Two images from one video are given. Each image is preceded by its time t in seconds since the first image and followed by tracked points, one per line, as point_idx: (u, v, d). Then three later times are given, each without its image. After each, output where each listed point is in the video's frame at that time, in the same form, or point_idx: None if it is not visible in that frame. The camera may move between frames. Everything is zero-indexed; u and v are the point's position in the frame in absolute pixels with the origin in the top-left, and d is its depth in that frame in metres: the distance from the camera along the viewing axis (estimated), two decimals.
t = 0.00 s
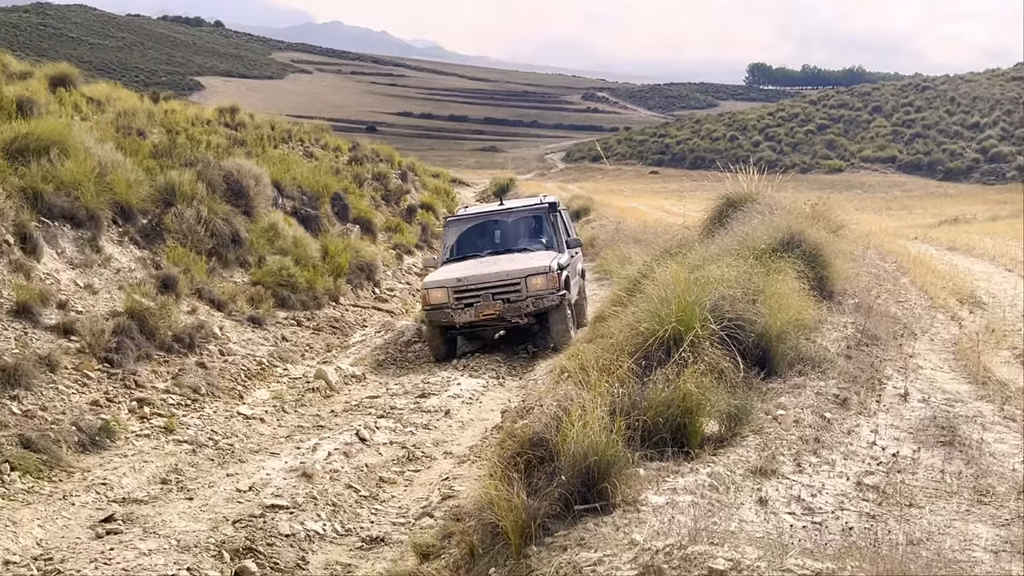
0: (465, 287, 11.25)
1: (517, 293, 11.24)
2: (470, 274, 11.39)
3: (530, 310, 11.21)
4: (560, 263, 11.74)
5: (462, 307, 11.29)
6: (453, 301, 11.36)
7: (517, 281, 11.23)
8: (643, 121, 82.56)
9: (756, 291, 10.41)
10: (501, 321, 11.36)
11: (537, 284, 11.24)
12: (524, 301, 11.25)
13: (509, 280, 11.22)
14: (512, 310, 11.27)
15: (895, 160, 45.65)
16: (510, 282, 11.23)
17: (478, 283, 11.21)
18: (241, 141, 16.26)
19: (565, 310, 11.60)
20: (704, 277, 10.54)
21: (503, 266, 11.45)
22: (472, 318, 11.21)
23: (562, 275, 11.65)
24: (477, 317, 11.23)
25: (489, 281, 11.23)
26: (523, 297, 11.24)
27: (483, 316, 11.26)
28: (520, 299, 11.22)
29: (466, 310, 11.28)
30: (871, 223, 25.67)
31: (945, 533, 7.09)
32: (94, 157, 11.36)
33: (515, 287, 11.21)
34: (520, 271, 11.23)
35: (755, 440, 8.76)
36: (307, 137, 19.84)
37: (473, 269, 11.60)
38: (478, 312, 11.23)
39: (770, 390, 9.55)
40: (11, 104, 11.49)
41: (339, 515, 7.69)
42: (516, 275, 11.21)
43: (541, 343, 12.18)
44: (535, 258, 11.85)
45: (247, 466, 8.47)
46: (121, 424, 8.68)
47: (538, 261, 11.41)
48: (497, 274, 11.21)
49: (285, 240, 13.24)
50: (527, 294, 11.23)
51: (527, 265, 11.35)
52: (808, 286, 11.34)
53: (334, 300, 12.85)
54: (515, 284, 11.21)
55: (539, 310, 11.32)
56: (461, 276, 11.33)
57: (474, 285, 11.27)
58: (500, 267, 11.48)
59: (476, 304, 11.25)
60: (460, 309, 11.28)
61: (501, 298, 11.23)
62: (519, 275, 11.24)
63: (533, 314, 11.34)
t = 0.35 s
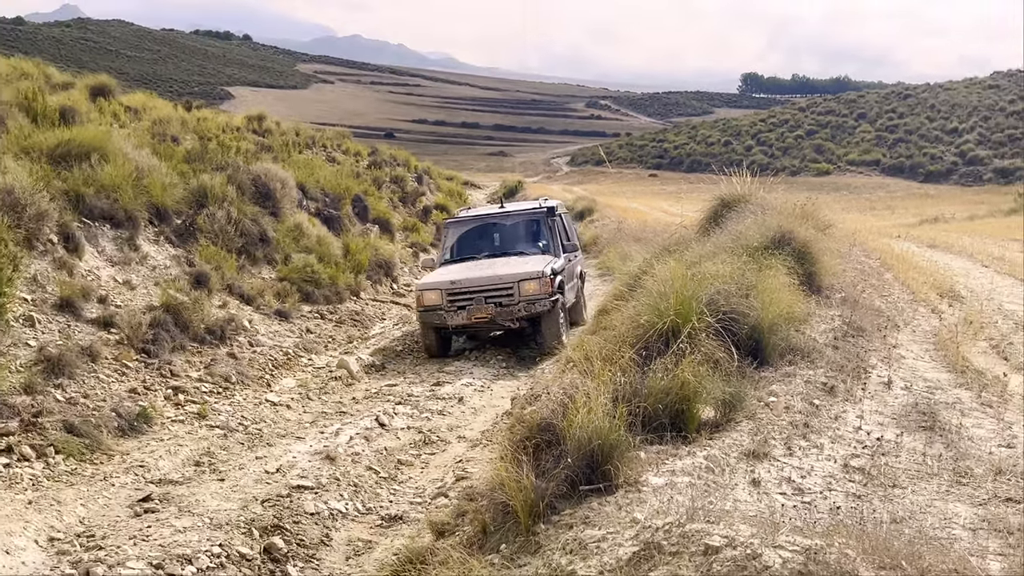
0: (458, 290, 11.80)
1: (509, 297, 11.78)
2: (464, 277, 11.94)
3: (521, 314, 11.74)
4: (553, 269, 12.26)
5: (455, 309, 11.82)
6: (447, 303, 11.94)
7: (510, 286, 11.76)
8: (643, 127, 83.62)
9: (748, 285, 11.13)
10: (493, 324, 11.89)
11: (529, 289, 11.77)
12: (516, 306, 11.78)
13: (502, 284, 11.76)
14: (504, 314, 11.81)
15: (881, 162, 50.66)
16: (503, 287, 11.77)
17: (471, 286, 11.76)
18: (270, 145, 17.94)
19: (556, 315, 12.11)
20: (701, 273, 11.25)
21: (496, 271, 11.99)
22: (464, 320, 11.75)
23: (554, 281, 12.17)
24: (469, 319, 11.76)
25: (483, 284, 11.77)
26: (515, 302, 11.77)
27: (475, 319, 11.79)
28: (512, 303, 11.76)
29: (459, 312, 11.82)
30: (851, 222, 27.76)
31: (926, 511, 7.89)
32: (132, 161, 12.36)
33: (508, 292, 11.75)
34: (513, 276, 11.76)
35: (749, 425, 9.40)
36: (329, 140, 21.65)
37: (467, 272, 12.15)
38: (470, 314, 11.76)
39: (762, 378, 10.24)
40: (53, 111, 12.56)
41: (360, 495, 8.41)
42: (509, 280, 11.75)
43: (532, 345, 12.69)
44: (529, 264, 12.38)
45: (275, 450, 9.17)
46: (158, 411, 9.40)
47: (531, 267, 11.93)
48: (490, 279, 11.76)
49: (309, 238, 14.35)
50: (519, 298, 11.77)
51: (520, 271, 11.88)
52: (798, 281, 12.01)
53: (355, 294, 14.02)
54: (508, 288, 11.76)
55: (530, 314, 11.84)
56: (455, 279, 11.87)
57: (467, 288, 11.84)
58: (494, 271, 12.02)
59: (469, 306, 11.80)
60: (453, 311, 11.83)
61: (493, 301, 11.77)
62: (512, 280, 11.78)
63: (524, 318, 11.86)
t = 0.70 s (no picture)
0: (452, 290, 12.41)
1: (501, 297, 12.37)
2: (459, 278, 12.54)
3: (511, 315, 12.31)
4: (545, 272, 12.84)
5: (448, 309, 12.43)
6: (441, 302, 12.56)
7: (502, 287, 12.36)
8: (644, 135, 84.91)
9: (739, 280, 12.14)
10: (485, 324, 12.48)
11: (521, 291, 12.35)
12: (507, 306, 12.36)
13: (495, 285, 12.36)
14: (495, 315, 12.38)
15: (858, 167, 54.38)
16: (495, 288, 12.37)
17: (464, 287, 12.36)
18: (300, 153, 19.76)
19: (547, 316, 12.68)
20: (695, 269, 12.26)
21: (490, 272, 12.59)
22: (456, 319, 12.35)
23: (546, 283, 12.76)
24: (462, 318, 12.36)
25: (476, 285, 12.38)
26: (506, 302, 12.36)
27: (468, 318, 12.39)
28: (503, 303, 12.35)
29: (452, 312, 12.42)
30: (831, 223, 29.46)
31: (903, 489, 8.67)
32: (175, 167, 13.82)
33: (500, 293, 12.35)
34: (505, 277, 12.36)
35: (740, 408, 10.25)
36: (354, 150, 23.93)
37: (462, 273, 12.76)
38: (463, 314, 12.35)
39: (753, 365, 11.15)
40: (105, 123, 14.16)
41: (384, 472, 9.23)
42: (501, 282, 12.34)
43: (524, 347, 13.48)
44: (523, 266, 12.97)
45: (306, 430, 10.06)
46: (199, 395, 10.34)
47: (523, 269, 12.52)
48: (483, 280, 12.36)
49: (336, 236, 15.94)
50: (510, 299, 12.35)
51: (512, 272, 12.47)
52: (785, 276, 13.09)
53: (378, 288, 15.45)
54: (500, 289, 12.35)
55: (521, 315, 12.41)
56: (449, 279, 12.48)
57: (461, 289, 12.45)
58: (488, 272, 12.62)
59: (462, 306, 12.40)
60: (446, 310, 12.43)
61: (486, 302, 12.37)
62: (505, 281, 12.38)
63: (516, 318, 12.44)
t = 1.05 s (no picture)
0: (446, 295, 12.91)
1: (494, 304, 12.84)
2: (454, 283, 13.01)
3: (502, 321, 12.77)
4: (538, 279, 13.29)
5: (442, 313, 12.94)
6: (436, 306, 13.07)
7: (495, 294, 12.83)
8: (646, 144, 86.32)
9: (729, 277, 13.32)
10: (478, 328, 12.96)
11: (513, 298, 12.80)
12: (499, 313, 12.82)
13: (488, 292, 12.83)
14: (487, 321, 12.86)
15: (840, 173, 56.56)
16: (489, 295, 12.84)
17: (457, 292, 12.84)
18: (329, 162, 21.63)
19: (538, 323, 13.13)
20: (690, 269, 13.42)
21: (484, 278, 13.04)
22: (448, 323, 12.86)
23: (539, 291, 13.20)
24: (454, 322, 12.87)
25: (470, 291, 12.85)
26: (499, 309, 12.82)
27: (460, 323, 12.89)
28: (496, 310, 12.82)
29: (445, 316, 12.92)
30: (819, 225, 30.88)
31: (880, 466, 9.59)
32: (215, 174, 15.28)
33: (492, 300, 12.82)
34: (498, 285, 12.81)
35: (730, 392, 11.29)
36: (377, 158, 25.74)
37: (458, 278, 13.24)
38: (455, 319, 12.86)
39: (742, 353, 12.23)
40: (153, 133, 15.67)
41: (405, 450, 10.22)
42: (494, 289, 12.80)
43: (517, 349, 14.12)
44: (518, 273, 13.42)
45: (335, 412, 11.12)
46: (238, 380, 11.42)
47: (517, 277, 12.96)
48: (477, 286, 12.83)
49: (362, 236, 17.60)
50: (502, 306, 12.81)
51: (506, 280, 12.92)
52: (772, 273, 14.27)
53: (400, 283, 17.01)
54: (493, 296, 12.82)
55: (513, 321, 12.88)
56: (444, 284, 12.96)
57: (455, 293, 12.93)
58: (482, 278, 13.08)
59: (455, 310, 12.91)
60: (440, 314, 12.94)
61: (479, 308, 12.84)
62: (498, 288, 12.84)
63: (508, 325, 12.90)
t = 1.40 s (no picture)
0: (442, 297, 13.39)
1: (488, 308, 13.30)
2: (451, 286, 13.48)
3: (496, 325, 13.23)
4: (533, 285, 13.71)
5: (438, 315, 13.43)
6: (432, 307, 13.57)
7: (490, 298, 13.28)
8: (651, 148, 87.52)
9: (723, 274, 14.35)
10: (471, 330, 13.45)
11: (507, 303, 13.25)
12: (493, 317, 13.28)
13: (483, 296, 13.29)
14: (482, 323, 13.34)
15: (826, 178, 57.83)
16: (484, 299, 13.30)
17: (453, 295, 13.32)
18: (353, 166, 22.97)
19: (530, 328, 13.62)
20: (686, 267, 14.46)
21: (481, 282, 13.49)
22: (443, 325, 13.38)
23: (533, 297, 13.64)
24: (449, 324, 13.37)
25: (466, 295, 13.32)
26: (493, 313, 13.28)
27: (455, 325, 13.37)
28: (490, 314, 13.28)
29: (441, 318, 13.42)
30: (814, 228, 31.98)
31: (863, 450, 10.35)
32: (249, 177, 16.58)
33: (487, 304, 13.28)
34: (494, 290, 13.25)
35: (724, 380, 12.19)
36: (399, 163, 27.08)
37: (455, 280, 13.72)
38: (450, 321, 13.35)
39: (735, 345, 13.19)
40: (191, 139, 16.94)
41: (423, 433, 11.03)
42: (489, 294, 13.25)
43: (512, 350, 14.60)
44: (515, 278, 13.85)
45: (359, 397, 12.02)
46: (270, 367, 12.38)
47: (513, 282, 13.39)
48: (473, 291, 13.30)
49: (383, 236, 18.86)
50: (496, 310, 13.27)
51: (503, 285, 13.35)
52: (763, 271, 15.35)
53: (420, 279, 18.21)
54: (488, 300, 13.27)
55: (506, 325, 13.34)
56: (441, 286, 13.44)
57: (451, 296, 13.42)
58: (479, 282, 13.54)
59: (450, 312, 13.39)
60: (436, 315, 13.44)
61: (473, 311, 13.32)
62: (493, 293, 13.29)
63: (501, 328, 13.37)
